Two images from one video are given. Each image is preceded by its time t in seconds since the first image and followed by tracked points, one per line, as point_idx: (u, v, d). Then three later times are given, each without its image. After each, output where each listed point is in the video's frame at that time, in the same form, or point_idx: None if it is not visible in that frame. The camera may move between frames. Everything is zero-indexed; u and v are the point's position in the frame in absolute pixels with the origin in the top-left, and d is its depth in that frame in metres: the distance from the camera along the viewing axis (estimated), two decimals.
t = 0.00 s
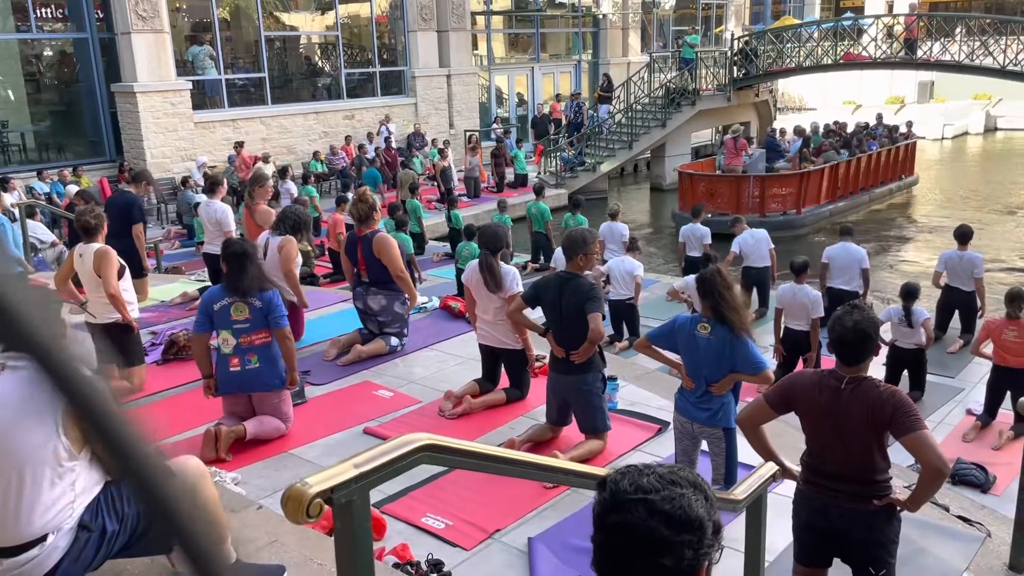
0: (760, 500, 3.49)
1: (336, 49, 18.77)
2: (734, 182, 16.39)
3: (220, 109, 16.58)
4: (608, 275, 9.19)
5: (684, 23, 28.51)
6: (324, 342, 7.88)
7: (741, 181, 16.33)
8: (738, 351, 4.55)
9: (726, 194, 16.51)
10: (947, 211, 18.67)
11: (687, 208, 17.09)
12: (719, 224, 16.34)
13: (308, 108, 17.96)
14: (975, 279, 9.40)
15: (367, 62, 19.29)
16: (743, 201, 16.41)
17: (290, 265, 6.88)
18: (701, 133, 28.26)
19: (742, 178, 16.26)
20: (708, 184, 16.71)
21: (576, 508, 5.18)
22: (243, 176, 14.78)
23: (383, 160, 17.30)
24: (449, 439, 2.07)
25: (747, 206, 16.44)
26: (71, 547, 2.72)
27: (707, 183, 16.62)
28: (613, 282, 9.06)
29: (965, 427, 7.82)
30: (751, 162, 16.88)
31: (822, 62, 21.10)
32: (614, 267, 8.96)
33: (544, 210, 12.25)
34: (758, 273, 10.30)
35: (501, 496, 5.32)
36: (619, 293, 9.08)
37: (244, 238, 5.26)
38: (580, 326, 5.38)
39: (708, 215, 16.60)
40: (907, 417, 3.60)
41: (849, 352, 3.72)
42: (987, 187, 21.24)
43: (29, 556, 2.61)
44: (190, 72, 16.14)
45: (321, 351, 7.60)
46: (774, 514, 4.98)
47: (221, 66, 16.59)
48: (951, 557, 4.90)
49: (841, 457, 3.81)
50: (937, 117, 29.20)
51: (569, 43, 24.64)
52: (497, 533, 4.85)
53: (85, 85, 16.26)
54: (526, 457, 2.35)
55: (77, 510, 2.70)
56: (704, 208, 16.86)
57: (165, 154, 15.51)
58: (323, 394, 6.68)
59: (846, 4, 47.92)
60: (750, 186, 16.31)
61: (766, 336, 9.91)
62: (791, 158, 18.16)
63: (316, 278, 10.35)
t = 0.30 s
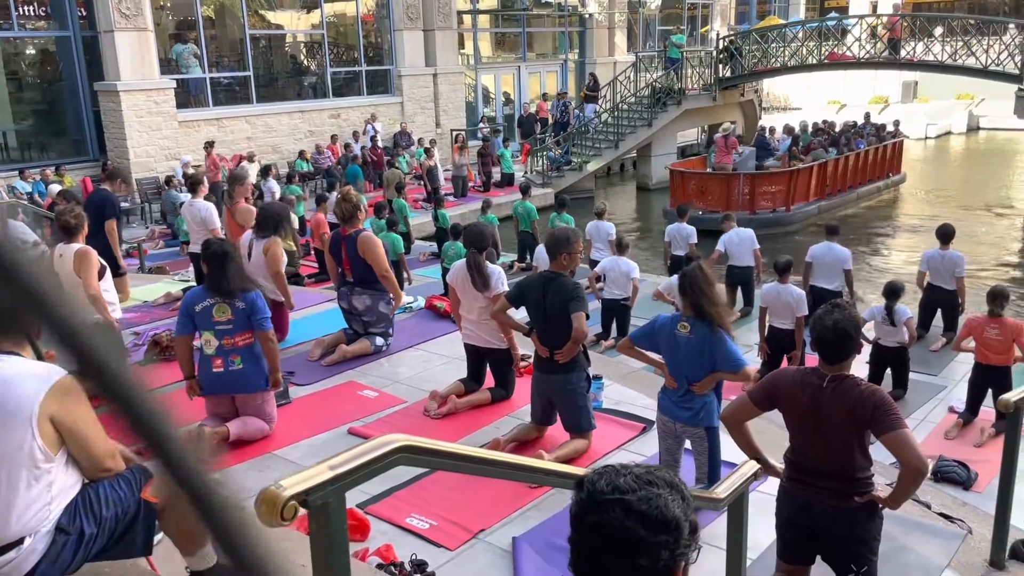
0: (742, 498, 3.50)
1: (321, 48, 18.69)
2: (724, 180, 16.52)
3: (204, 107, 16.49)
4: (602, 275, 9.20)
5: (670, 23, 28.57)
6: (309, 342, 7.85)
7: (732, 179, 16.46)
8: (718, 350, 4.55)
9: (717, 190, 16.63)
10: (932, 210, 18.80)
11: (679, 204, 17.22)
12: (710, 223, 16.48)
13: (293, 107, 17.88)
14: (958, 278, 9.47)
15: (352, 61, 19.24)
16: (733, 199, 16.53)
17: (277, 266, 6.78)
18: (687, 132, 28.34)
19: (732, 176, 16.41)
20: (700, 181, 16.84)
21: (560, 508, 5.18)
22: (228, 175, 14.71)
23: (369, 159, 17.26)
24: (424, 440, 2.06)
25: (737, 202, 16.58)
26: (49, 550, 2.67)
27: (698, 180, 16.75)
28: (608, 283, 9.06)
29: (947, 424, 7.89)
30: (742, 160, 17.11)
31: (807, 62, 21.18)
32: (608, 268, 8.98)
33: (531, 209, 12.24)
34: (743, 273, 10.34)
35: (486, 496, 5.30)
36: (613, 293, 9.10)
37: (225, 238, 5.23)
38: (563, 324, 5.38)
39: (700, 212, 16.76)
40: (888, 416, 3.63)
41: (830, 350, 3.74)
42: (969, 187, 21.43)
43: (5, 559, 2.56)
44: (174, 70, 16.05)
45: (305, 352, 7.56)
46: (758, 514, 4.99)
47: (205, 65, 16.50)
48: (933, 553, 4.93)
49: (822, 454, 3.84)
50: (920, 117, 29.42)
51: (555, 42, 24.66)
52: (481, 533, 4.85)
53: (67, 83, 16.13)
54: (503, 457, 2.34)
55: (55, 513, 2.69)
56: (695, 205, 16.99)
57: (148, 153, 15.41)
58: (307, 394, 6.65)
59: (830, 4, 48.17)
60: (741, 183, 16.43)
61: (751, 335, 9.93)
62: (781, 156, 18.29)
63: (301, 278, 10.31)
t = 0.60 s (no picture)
0: (718, 497, 3.51)
1: (304, 47, 18.60)
2: (712, 177, 16.63)
3: (186, 106, 16.38)
4: (584, 274, 9.22)
5: (653, 22, 28.64)
6: (290, 342, 7.81)
7: (720, 176, 16.57)
8: (690, 348, 4.56)
9: (705, 187, 16.72)
10: (914, 208, 18.94)
11: (670, 202, 17.34)
12: (702, 220, 16.62)
13: (276, 106, 17.80)
14: (937, 275, 9.54)
15: (335, 60, 19.16)
16: (722, 196, 16.64)
17: (253, 266, 6.76)
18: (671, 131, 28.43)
19: (720, 173, 16.51)
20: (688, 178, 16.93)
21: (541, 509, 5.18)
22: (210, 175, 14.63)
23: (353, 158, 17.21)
24: (392, 442, 2.06)
25: (725, 199, 16.69)
26: (19, 555, 2.64)
27: (687, 178, 16.84)
28: (590, 281, 9.09)
29: (926, 422, 7.95)
30: (730, 158, 17.31)
31: (790, 61, 21.26)
32: (589, 267, 9.01)
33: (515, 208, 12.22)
34: (724, 271, 10.40)
35: (467, 497, 5.29)
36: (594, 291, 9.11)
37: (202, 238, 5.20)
38: (544, 323, 5.38)
39: (688, 209, 16.87)
40: (864, 413, 3.65)
41: (808, 348, 3.75)
42: (950, 185, 21.61)
43: None
44: (155, 69, 15.94)
45: (286, 352, 7.53)
46: (737, 513, 5.01)
47: (187, 64, 16.38)
48: (910, 551, 4.96)
49: (799, 450, 3.86)
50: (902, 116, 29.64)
51: (540, 41, 24.68)
52: (462, 533, 4.84)
53: (47, 82, 15.98)
54: (474, 459, 2.33)
55: (25, 518, 2.65)
56: (685, 202, 17.09)
57: (129, 152, 15.29)
58: (288, 395, 6.62)
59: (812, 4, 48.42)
60: (728, 180, 16.54)
61: (732, 333, 9.95)
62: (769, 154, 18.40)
63: (282, 278, 10.27)
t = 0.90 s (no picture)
0: (671, 497, 3.53)
1: (279, 46, 18.48)
2: (691, 175, 16.67)
3: (158, 107, 16.24)
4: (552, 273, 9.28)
5: (629, 22, 28.72)
6: (258, 345, 7.77)
7: (698, 174, 16.63)
8: (639, 348, 4.58)
9: (685, 185, 16.73)
10: (886, 207, 19.14)
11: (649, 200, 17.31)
12: (681, 217, 16.65)
13: (250, 106, 17.69)
14: (906, 273, 9.63)
15: (310, 60, 19.07)
16: (700, 194, 16.69)
17: (220, 267, 6.72)
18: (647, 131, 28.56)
19: (698, 172, 16.57)
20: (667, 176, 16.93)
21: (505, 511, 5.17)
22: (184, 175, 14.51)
23: (327, 158, 17.14)
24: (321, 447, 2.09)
25: (704, 197, 16.74)
26: None
27: (666, 176, 16.86)
28: (557, 279, 9.13)
29: (893, 419, 8.03)
30: (708, 157, 17.53)
31: (764, 61, 21.39)
32: (554, 265, 9.07)
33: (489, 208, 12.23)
34: (696, 271, 10.46)
35: (433, 500, 5.27)
36: (563, 291, 9.14)
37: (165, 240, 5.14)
38: (508, 323, 5.39)
39: (667, 207, 16.92)
40: (818, 411, 3.70)
41: (763, 346, 3.79)
42: (922, 184, 21.86)
43: None
44: (126, 69, 15.77)
45: (254, 354, 7.49)
46: (697, 512, 5.04)
47: (159, 64, 16.23)
48: (869, 548, 5.01)
49: (760, 450, 3.87)
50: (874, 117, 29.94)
51: (517, 42, 24.70)
52: (425, 536, 4.83)
53: (16, 82, 15.77)
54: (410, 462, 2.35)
55: None
56: (664, 200, 17.10)
57: (99, 153, 15.13)
58: (255, 397, 6.58)
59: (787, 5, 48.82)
60: (706, 178, 16.60)
61: (702, 332, 10.01)
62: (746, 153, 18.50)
63: (252, 279, 10.21)
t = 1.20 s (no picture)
0: (610, 507, 3.52)
1: (244, 51, 18.29)
2: (661, 179, 16.67)
3: (119, 111, 15.99)
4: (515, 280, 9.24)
5: (597, 30, 28.82)
6: (212, 353, 7.65)
7: (668, 179, 16.62)
8: (585, 355, 4.56)
9: (654, 190, 16.74)
10: (849, 213, 19.35)
11: (621, 203, 17.33)
12: (651, 221, 16.69)
13: (214, 111, 17.48)
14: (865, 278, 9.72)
15: (276, 64, 18.90)
16: (669, 199, 16.73)
17: (172, 276, 6.63)
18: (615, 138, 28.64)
19: (668, 177, 16.55)
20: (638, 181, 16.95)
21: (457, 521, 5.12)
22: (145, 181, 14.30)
23: (292, 164, 16.98)
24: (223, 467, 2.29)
25: (673, 201, 16.77)
26: None
27: (636, 180, 16.86)
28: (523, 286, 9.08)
29: (850, 424, 8.09)
30: (678, 162, 17.74)
31: (729, 69, 21.57)
32: (518, 272, 9.04)
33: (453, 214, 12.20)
34: (658, 277, 10.49)
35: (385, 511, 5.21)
36: (528, 298, 9.12)
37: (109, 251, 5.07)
38: (460, 330, 5.35)
39: (638, 211, 16.91)
40: (761, 418, 3.71)
41: (706, 354, 3.77)
42: (885, 191, 22.14)
43: None
44: (86, 72, 15.51)
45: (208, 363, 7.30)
46: (648, 521, 5.04)
47: (120, 67, 15.99)
48: (817, 554, 5.04)
49: (706, 458, 3.86)
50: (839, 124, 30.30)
51: (485, 48, 24.69)
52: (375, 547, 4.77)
53: None
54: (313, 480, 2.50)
55: None
56: (635, 203, 17.14)
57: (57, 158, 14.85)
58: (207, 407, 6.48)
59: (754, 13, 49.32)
60: (676, 183, 16.60)
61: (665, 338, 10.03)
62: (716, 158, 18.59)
63: (210, 287, 10.06)
